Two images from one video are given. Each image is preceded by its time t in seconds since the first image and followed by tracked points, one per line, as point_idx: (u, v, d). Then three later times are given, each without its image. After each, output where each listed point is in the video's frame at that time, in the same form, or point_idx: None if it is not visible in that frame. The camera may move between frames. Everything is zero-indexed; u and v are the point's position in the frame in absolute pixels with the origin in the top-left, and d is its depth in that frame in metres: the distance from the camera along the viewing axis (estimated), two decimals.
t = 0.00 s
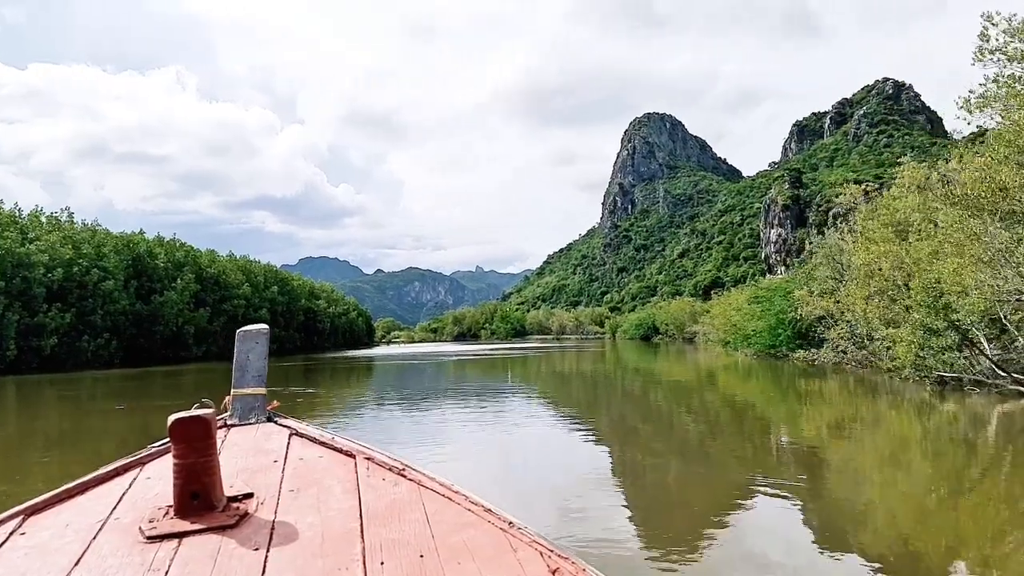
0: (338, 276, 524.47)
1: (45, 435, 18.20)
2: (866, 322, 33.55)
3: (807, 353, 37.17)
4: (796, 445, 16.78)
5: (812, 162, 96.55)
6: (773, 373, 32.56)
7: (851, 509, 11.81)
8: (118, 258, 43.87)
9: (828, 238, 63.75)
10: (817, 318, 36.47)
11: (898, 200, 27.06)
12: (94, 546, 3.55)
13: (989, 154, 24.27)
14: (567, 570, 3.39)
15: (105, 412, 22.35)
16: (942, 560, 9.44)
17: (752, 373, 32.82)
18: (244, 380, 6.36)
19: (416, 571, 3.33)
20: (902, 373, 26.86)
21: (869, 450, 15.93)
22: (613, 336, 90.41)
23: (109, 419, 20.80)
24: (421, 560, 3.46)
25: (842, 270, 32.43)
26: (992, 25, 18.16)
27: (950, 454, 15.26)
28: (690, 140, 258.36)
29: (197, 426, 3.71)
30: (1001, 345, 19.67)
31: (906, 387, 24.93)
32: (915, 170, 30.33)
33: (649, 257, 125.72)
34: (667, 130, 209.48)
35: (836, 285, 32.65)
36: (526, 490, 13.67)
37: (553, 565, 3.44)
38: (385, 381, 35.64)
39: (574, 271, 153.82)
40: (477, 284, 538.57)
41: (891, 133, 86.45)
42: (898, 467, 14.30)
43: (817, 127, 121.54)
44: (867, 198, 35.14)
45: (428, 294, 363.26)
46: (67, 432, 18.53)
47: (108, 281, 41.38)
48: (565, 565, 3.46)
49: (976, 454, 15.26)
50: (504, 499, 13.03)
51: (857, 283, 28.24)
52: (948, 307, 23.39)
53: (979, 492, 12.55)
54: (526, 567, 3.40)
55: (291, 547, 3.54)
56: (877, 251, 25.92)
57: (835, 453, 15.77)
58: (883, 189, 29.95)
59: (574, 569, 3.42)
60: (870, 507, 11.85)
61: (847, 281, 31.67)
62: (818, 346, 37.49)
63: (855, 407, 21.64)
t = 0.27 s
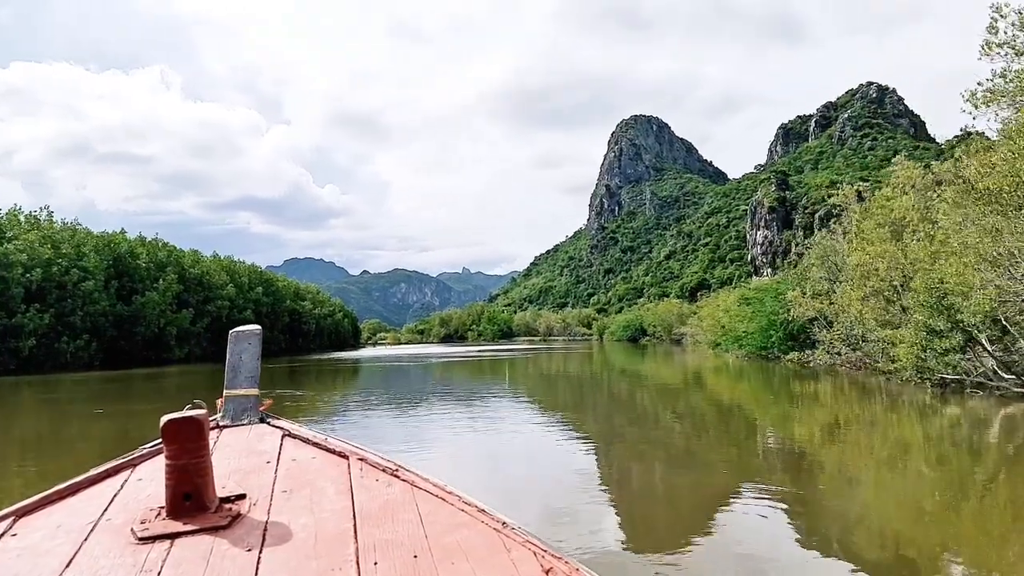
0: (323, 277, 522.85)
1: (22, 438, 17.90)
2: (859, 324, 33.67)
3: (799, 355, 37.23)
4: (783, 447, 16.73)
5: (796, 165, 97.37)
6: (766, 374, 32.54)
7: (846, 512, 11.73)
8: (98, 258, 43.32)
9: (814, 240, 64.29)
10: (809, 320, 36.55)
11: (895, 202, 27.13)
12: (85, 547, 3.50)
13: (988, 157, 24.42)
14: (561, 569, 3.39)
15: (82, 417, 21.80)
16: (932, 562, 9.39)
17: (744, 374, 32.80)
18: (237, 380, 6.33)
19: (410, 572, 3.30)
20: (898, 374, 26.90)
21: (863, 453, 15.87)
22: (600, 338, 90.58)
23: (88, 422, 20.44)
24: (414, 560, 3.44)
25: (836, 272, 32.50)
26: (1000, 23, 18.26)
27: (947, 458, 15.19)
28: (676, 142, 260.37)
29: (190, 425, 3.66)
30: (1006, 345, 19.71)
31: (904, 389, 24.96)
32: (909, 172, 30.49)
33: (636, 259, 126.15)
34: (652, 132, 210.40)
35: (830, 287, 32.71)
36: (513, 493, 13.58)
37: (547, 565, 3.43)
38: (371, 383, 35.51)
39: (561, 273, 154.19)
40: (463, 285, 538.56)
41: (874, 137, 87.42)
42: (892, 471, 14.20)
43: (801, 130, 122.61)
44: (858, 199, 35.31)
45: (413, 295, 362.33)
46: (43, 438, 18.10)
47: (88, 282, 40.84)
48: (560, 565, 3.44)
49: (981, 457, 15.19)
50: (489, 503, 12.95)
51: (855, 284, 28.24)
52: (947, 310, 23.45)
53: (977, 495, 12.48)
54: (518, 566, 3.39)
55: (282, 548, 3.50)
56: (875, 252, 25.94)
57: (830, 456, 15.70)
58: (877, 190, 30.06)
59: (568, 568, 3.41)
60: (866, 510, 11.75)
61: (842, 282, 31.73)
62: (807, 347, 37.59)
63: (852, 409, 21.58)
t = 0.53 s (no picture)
0: (308, 279, 520.19)
1: None
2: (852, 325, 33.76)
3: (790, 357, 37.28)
4: (775, 451, 16.68)
5: (780, 169, 98.15)
6: (759, 377, 32.50)
7: (838, 517, 11.63)
8: (77, 259, 42.73)
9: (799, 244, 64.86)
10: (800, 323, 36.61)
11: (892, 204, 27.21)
12: (73, 551, 3.47)
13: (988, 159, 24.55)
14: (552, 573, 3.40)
15: (59, 423, 21.33)
16: (922, 567, 9.32)
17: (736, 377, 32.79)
18: (227, 384, 6.30)
19: None
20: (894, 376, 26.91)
21: (861, 458, 15.79)
22: (587, 341, 90.67)
23: (65, 427, 20.15)
24: (406, 564, 3.44)
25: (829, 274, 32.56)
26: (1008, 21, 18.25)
27: (946, 461, 15.10)
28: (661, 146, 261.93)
29: (180, 429, 3.64)
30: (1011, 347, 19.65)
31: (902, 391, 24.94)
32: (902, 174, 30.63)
33: (621, 262, 126.44)
34: (638, 135, 211.29)
35: (824, 289, 32.77)
36: (501, 497, 13.51)
37: (537, 568, 3.44)
38: (356, 386, 35.36)
39: (547, 275, 154.40)
40: (449, 288, 538.43)
41: (857, 141, 88.39)
42: (883, 476, 14.07)
43: (785, 134, 123.66)
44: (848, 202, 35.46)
45: (398, 297, 361.16)
46: (19, 444, 17.74)
47: (66, 283, 40.26)
48: (550, 568, 3.46)
49: (986, 461, 15.09)
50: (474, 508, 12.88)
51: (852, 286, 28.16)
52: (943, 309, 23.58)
53: (978, 500, 12.38)
54: (509, 570, 3.40)
55: (273, 551, 3.49)
56: (873, 254, 25.98)
57: (827, 460, 15.60)
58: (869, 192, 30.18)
59: (559, 571, 3.42)
60: (868, 516, 11.62)
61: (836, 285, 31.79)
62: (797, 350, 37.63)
63: (850, 412, 21.54)
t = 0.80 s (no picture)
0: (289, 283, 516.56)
1: None
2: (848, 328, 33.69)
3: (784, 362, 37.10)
4: (766, 454, 16.67)
5: (761, 174, 99.08)
6: (750, 381, 32.34)
7: (826, 523, 11.55)
8: (50, 262, 41.89)
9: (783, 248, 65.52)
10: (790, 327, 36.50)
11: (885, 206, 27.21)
12: (52, 561, 3.38)
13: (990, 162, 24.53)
14: None
15: (27, 432, 20.74)
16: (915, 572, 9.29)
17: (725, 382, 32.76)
18: (210, 391, 6.20)
19: None
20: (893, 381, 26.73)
21: (852, 460, 15.80)
22: (571, 345, 90.75)
23: (34, 435, 19.67)
24: None
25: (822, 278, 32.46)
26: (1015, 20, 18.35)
27: (939, 466, 15.04)
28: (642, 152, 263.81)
29: (162, 438, 3.56)
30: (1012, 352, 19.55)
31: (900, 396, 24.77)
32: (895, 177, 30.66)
33: (604, 266, 126.83)
34: (620, 140, 212.30)
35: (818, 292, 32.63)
36: (485, 504, 13.41)
37: None
38: (337, 392, 35.03)
39: (529, 279, 154.52)
40: (431, 293, 538.42)
41: (836, 147, 89.55)
42: (879, 481, 13.95)
43: (765, 140, 124.92)
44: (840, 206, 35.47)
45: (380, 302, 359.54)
46: None
47: (38, 287, 39.46)
48: None
49: (987, 466, 14.93)
50: (456, 514, 12.79)
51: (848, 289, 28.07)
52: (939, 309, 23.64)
53: (976, 506, 12.28)
54: None
55: (256, 563, 3.42)
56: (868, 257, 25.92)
57: (822, 464, 15.48)
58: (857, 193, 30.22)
59: None
60: (865, 521, 11.48)
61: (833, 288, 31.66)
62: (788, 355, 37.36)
63: (845, 416, 21.45)
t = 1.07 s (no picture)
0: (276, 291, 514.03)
1: None
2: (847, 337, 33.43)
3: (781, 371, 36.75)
4: (765, 464, 16.49)
5: (749, 183, 99.77)
6: (747, 390, 31.99)
7: (826, 531, 11.38)
8: (32, 268, 41.36)
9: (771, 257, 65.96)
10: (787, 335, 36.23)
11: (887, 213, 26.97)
12: (42, 570, 3.32)
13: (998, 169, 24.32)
14: None
15: (6, 442, 20.37)
16: None
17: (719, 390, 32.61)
18: (203, 398, 6.15)
19: None
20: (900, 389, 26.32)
21: (853, 469, 15.59)
22: (560, 353, 90.80)
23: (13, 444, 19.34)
24: None
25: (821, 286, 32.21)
26: None
27: (942, 473, 14.82)
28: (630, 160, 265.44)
29: (155, 445, 3.50)
30: None
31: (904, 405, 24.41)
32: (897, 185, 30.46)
33: (593, 274, 127.15)
34: (608, 149, 213.43)
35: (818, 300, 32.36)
36: (473, 513, 13.33)
37: None
38: (324, 400, 34.80)
39: (518, 287, 154.60)
40: (419, 301, 538.44)
41: (823, 157, 90.44)
42: (883, 490, 13.68)
43: (752, 149, 126.01)
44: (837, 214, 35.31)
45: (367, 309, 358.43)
46: None
47: (18, 293, 38.92)
48: None
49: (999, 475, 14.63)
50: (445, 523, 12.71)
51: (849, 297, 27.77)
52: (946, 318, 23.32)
53: (983, 514, 12.06)
54: None
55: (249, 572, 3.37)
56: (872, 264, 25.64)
57: (825, 473, 15.24)
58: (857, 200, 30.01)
59: None
60: (871, 530, 11.24)
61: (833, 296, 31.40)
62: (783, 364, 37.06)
63: (846, 425, 21.15)
